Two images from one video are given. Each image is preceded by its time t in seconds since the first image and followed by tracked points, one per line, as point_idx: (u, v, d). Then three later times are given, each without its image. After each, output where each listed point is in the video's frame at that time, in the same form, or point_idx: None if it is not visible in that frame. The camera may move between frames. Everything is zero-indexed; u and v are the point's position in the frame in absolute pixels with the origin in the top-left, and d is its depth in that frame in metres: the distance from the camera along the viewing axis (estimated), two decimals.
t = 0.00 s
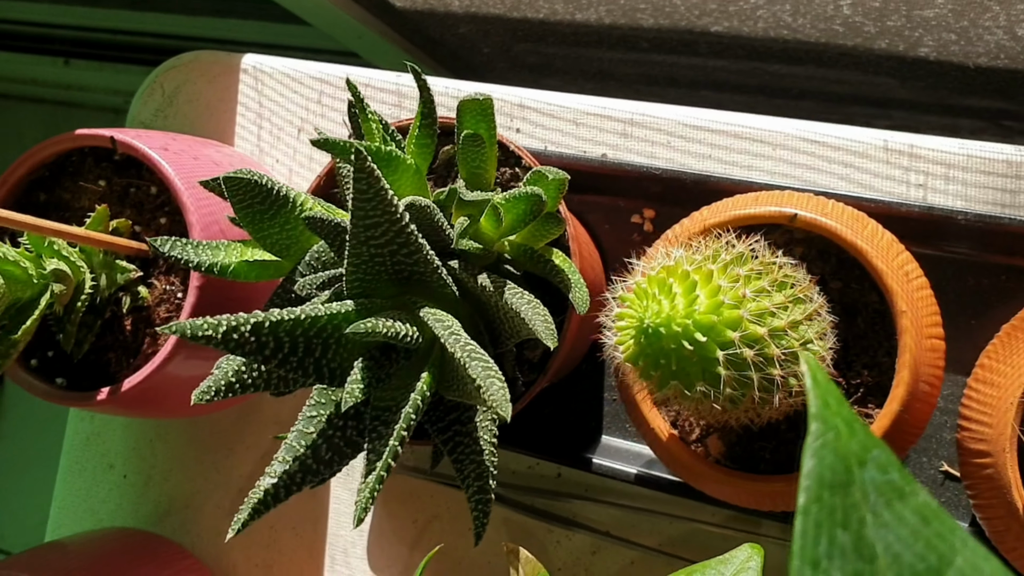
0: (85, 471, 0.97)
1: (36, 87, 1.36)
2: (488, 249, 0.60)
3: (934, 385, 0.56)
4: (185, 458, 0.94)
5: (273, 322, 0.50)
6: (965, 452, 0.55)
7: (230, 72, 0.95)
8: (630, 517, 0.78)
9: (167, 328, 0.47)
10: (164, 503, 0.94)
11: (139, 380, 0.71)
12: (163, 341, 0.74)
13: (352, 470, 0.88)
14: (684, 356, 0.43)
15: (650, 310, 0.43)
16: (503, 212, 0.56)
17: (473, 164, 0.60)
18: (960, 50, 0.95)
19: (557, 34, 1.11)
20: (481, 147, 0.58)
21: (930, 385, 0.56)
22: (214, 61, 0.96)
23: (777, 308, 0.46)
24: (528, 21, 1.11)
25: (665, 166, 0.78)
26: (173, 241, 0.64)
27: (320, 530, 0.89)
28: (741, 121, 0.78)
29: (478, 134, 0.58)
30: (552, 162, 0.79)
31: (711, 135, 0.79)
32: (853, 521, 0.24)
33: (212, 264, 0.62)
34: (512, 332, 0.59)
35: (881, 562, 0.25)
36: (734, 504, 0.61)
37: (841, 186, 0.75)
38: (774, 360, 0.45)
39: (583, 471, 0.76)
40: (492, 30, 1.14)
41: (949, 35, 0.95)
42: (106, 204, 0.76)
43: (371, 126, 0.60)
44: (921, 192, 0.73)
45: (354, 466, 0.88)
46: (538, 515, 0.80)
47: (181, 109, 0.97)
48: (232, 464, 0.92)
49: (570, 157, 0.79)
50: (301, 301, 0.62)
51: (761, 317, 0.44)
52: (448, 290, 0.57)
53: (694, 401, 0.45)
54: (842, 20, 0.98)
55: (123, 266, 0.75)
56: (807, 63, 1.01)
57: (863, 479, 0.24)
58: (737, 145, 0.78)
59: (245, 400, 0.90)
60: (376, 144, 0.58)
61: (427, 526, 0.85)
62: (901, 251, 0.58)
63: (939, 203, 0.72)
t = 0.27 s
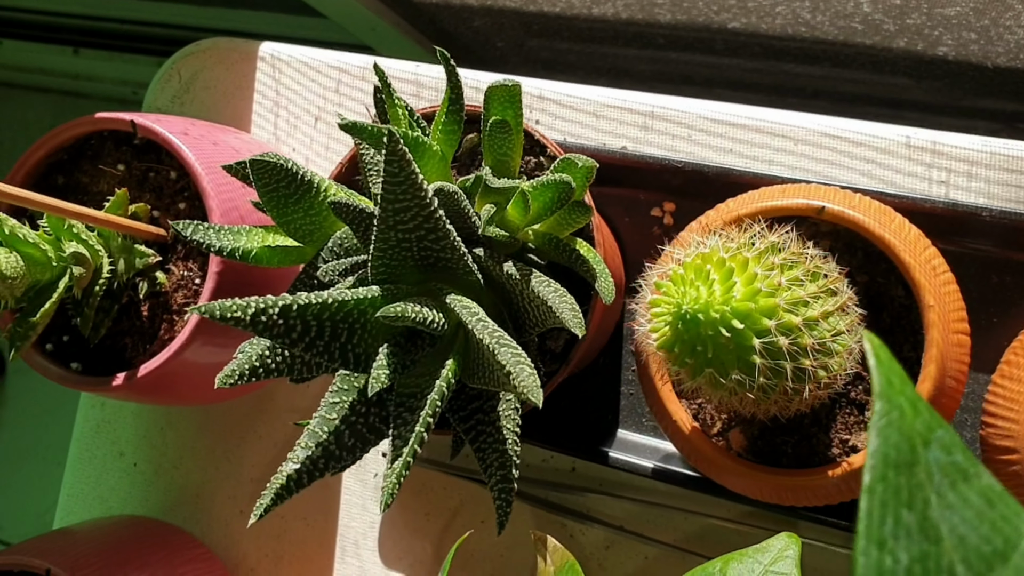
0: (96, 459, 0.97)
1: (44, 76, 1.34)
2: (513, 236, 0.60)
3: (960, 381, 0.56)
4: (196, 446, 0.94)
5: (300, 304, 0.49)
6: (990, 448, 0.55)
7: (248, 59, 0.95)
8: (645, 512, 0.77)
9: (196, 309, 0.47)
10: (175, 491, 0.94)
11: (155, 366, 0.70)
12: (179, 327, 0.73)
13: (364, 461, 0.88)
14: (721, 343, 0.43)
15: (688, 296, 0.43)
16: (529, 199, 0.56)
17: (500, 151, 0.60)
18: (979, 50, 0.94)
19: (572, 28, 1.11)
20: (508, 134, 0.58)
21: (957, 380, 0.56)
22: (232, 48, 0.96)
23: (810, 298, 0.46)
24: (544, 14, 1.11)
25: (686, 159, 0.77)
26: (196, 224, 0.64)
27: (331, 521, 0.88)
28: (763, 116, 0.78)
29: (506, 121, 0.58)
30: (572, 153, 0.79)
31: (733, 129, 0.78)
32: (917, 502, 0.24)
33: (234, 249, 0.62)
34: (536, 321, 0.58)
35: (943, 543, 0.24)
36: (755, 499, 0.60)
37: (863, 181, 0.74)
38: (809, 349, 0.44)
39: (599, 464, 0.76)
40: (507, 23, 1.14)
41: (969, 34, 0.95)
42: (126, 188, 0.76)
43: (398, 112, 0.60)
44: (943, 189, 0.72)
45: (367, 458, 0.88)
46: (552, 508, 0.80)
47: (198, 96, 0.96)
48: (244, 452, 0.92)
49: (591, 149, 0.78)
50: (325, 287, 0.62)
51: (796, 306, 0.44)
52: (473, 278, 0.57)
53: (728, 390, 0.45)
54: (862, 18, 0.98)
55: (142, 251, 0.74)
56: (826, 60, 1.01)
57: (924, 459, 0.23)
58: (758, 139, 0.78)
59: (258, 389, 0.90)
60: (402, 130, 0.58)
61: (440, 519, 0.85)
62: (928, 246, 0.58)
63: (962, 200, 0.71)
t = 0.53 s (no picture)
0: (103, 448, 0.96)
1: (48, 69, 1.33)
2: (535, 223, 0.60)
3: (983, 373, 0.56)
4: (206, 437, 0.93)
5: (325, 289, 0.49)
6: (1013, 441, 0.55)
7: (262, 49, 0.95)
8: (659, 505, 0.77)
9: (223, 292, 0.46)
10: (183, 482, 0.93)
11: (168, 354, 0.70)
12: (193, 316, 0.73)
13: (375, 453, 0.88)
14: (753, 329, 0.44)
15: (722, 281, 0.43)
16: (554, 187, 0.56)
17: (522, 140, 0.59)
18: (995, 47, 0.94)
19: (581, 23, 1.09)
20: (531, 121, 0.58)
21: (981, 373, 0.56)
22: (247, 39, 0.95)
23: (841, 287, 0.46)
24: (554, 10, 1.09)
25: (703, 151, 0.77)
26: (213, 211, 0.63)
27: (341, 513, 0.88)
28: (780, 110, 0.78)
29: (530, 109, 0.57)
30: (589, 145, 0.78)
31: (750, 123, 0.78)
32: (979, 479, 0.23)
33: (252, 236, 0.61)
34: (558, 310, 0.58)
35: (1006, 520, 0.24)
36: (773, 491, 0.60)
37: (881, 176, 0.74)
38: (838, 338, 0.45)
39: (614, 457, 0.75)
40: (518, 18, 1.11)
41: (985, 31, 0.94)
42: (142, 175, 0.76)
43: (420, 100, 0.59)
44: (962, 184, 0.72)
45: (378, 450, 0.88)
46: (565, 501, 0.80)
47: (211, 85, 0.96)
48: (254, 444, 0.91)
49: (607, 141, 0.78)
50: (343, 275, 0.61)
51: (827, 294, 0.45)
52: (495, 265, 0.57)
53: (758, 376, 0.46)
54: (877, 14, 0.97)
55: (157, 238, 0.74)
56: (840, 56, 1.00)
57: (985, 434, 0.23)
58: (775, 133, 0.77)
59: (269, 380, 0.90)
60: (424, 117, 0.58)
61: (451, 511, 0.85)
62: (951, 238, 0.58)
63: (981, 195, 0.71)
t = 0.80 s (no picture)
0: (111, 440, 0.96)
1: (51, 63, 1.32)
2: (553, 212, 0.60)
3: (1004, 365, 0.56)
4: (214, 429, 0.93)
5: (347, 275, 0.49)
6: None
7: (273, 40, 0.94)
8: (671, 499, 0.77)
9: (246, 276, 0.46)
10: (192, 474, 0.93)
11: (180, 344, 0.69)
12: (206, 306, 0.73)
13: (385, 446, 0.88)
14: (782, 315, 0.45)
15: (752, 268, 0.44)
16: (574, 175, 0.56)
17: (541, 128, 0.59)
18: (1007, 44, 0.94)
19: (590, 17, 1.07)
20: (551, 109, 0.58)
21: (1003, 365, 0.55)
22: (257, 29, 0.95)
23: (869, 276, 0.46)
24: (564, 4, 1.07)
25: (718, 144, 0.77)
26: (230, 198, 0.63)
27: (349, 506, 0.87)
28: (796, 103, 0.78)
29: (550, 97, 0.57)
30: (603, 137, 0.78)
31: (765, 116, 0.78)
32: None
33: (269, 224, 0.61)
34: (577, 300, 0.57)
35: None
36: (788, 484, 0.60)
37: (897, 170, 0.74)
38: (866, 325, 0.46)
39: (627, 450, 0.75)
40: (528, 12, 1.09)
41: (999, 27, 0.94)
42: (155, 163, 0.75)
43: (439, 87, 0.59)
44: (978, 178, 0.72)
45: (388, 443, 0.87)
46: (576, 495, 0.79)
47: (222, 76, 0.96)
48: (263, 436, 0.91)
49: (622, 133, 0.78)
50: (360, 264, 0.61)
51: (854, 281, 0.46)
52: (514, 255, 0.56)
53: (786, 365, 0.47)
54: (889, 10, 0.97)
55: (171, 227, 0.74)
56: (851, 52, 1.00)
57: None
58: (791, 126, 0.77)
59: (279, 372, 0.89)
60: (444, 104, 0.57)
61: (460, 504, 0.84)
62: (972, 230, 0.57)
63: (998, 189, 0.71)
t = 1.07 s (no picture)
0: (119, 438, 0.96)
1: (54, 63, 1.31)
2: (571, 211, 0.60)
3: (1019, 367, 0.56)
4: (224, 426, 0.93)
5: (369, 272, 0.49)
6: None
7: (284, 40, 0.95)
8: (681, 500, 0.77)
9: (270, 271, 0.46)
10: (201, 471, 0.93)
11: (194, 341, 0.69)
12: (219, 304, 0.73)
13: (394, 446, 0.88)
14: (807, 314, 0.46)
15: (778, 266, 0.46)
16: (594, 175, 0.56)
17: (560, 127, 0.59)
18: (1015, 50, 0.95)
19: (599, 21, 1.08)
20: (571, 109, 0.58)
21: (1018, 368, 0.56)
22: (268, 29, 0.95)
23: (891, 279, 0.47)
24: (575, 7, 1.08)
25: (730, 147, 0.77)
26: (247, 195, 0.63)
27: (357, 505, 0.87)
28: (807, 107, 0.78)
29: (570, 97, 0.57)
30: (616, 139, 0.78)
31: (777, 120, 0.78)
32: None
33: (286, 221, 0.61)
34: (594, 299, 0.58)
35: None
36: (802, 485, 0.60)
37: (908, 174, 0.74)
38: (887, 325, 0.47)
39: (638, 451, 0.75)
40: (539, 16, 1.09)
41: (1006, 34, 0.95)
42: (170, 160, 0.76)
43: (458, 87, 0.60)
44: (990, 183, 0.73)
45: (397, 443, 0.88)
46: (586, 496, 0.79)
47: (233, 75, 0.96)
48: (270, 435, 0.91)
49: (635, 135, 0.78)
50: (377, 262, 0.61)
51: (877, 281, 0.47)
52: (533, 254, 0.57)
53: (809, 365, 0.48)
54: (898, 16, 0.98)
55: (185, 224, 0.74)
56: (859, 57, 1.01)
57: None
58: (803, 130, 0.78)
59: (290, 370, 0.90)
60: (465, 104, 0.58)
61: (469, 504, 0.84)
62: (987, 235, 0.58)
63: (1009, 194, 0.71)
